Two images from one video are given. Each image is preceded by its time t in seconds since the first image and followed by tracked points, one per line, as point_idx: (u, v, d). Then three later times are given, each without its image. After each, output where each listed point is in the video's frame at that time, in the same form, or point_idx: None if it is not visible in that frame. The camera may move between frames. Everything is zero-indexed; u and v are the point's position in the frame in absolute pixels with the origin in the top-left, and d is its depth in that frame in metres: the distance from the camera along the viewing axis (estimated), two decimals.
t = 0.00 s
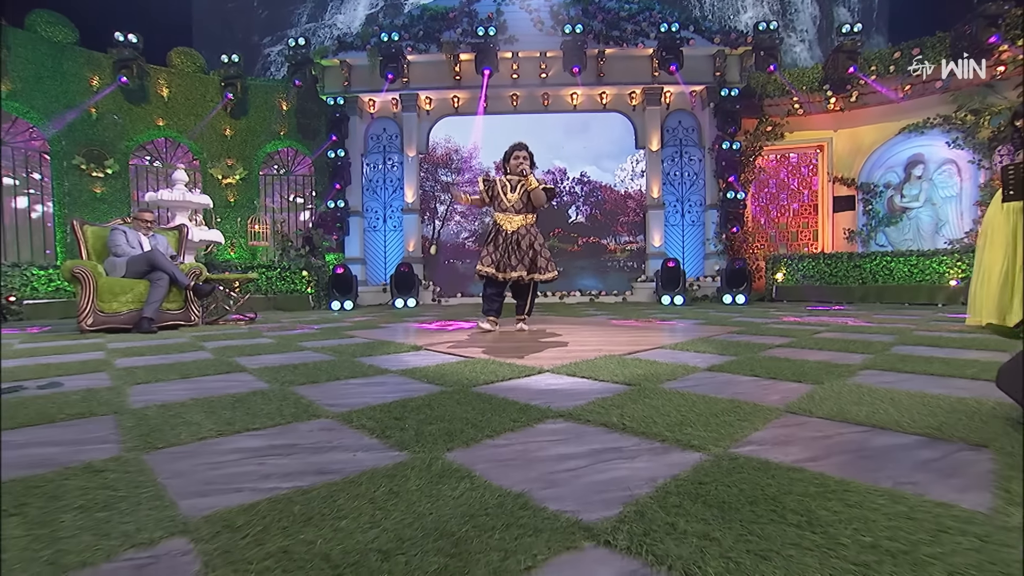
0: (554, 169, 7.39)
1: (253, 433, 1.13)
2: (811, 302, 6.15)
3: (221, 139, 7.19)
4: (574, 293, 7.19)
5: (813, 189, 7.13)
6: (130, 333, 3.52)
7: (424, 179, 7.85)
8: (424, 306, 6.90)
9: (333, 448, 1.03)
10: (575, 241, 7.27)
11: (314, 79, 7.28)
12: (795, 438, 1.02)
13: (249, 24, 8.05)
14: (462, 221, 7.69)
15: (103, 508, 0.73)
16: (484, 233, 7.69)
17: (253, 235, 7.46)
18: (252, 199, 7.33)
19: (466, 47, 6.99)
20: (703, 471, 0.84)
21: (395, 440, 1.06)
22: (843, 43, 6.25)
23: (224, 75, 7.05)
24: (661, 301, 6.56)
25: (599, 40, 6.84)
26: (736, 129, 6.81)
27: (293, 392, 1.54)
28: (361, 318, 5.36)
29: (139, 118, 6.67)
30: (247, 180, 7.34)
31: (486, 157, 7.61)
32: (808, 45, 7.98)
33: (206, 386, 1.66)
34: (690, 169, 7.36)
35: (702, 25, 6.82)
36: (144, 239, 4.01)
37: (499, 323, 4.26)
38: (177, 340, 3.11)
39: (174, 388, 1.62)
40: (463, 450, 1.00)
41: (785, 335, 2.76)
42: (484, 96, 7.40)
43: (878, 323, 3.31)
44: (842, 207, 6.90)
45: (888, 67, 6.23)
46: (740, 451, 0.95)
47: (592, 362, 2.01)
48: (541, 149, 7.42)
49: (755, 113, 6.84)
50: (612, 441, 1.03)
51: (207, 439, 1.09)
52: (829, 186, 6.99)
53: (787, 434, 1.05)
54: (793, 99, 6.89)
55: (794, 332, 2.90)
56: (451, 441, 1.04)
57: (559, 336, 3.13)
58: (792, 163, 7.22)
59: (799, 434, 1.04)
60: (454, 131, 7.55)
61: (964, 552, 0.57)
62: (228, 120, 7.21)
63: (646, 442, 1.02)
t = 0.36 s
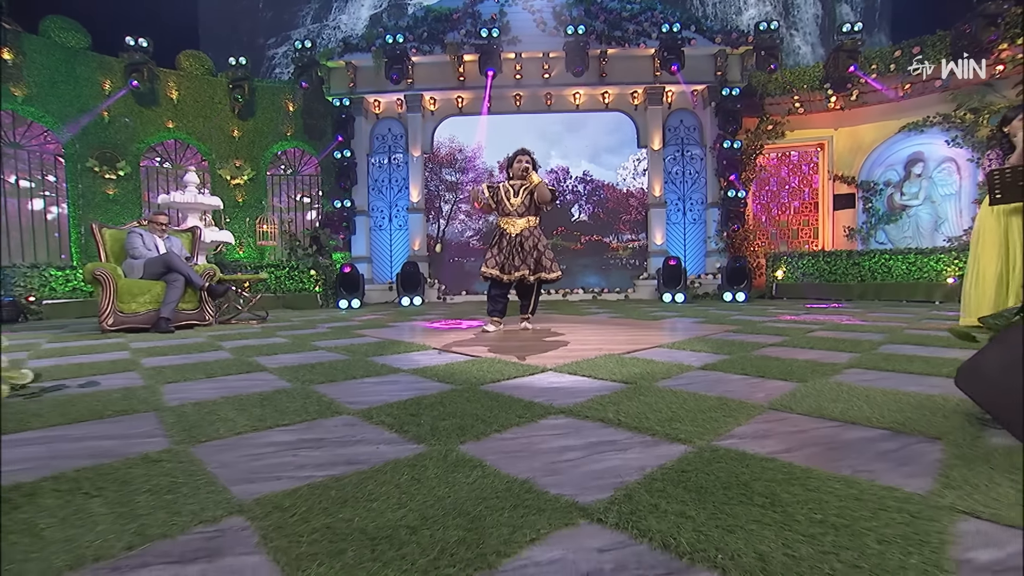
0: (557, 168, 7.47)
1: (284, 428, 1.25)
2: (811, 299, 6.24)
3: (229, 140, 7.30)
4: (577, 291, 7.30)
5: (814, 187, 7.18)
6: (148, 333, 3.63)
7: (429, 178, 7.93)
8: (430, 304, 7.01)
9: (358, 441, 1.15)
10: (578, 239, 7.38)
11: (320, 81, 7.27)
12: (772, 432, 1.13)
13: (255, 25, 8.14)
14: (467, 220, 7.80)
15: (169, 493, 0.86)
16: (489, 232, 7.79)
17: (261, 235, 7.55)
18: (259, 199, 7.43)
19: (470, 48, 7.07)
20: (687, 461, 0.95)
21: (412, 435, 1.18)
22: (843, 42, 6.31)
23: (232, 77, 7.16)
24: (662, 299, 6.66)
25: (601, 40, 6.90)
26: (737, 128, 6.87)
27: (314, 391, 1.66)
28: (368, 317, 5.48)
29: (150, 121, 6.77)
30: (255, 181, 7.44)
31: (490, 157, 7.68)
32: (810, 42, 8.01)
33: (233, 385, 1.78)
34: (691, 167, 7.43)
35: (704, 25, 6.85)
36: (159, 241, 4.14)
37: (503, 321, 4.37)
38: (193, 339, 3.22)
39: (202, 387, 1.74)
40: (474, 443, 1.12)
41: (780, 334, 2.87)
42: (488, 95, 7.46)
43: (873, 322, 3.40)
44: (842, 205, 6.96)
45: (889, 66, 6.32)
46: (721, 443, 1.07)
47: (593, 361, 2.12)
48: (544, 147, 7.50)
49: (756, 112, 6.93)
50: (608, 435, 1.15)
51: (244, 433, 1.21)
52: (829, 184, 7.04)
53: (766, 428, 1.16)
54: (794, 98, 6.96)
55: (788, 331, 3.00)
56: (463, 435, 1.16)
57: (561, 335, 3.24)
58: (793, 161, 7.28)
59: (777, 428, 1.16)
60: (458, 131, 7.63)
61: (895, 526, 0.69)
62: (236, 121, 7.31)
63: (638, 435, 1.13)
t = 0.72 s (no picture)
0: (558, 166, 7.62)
1: (308, 422, 1.38)
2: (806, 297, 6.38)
3: (234, 139, 7.40)
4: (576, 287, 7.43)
5: (811, 186, 7.30)
6: (162, 330, 3.76)
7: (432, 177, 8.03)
8: (432, 301, 7.12)
9: (375, 434, 1.28)
10: (578, 237, 7.53)
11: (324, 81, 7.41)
12: (747, 425, 1.26)
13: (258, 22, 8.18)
14: (468, 218, 7.94)
15: (217, 478, 0.99)
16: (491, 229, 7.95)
17: (266, 234, 7.65)
18: (264, 197, 7.54)
19: (472, 48, 7.16)
20: (668, 451, 1.08)
21: (423, 429, 1.31)
22: (840, 42, 6.39)
23: (236, 77, 7.25)
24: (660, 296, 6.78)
25: (601, 40, 6.98)
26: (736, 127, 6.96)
27: (330, 387, 1.79)
28: (372, 314, 5.60)
29: (156, 120, 6.87)
30: (260, 179, 7.55)
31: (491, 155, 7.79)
32: (809, 40, 8.09)
33: (253, 382, 1.91)
34: (690, 167, 7.51)
35: (702, 25, 6.93)
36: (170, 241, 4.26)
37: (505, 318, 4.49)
38: (207, 337, 3.35)
39: (225, 384, 1.87)
40: (480, 436, 1.25)
41: (771, 333, 2.99)
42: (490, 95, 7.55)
43: (862, 320, 3.53)
44: (839, 204, 7.03)
45: (886, 66, 6.41)
46: (702, 436, 1.19)
47: (590, 359, 2.24)
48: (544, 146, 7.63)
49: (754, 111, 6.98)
50: (602, 428, 1.27)
51: (272, 427, 1.34)
52: (826, 182, 7.15)
53: (743, 422, 1.29)
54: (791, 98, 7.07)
55: (779, 330, 3.12)
56: (469, 428, 1.29)
57: (560, 333, 3.37)
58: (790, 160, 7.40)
59: (752, 422, 1.29)
60: (460, 130, 7.77)
61: (836, 505, 0.81)
62: (240, 121, 7.41)
63: (628, 429, 1.26)
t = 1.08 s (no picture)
0: (553, 165, 7.60)
1: (323, 418, 1.52)
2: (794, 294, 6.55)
3: (232, 138, 7.47)
4: (571, 284, 7.57)
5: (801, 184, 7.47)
6: (170, 329, 3.88)
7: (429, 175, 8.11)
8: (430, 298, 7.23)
9: (385, 428, 1.42)
10: (573, 235, 7.60)
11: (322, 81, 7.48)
12: (719, 419, 1.41)
13: (254, 19, 8.18)
14: (465, 216, 7.85)
15: (249, 468, 1.13)
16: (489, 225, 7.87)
17: (265, 232, 7.75)
18: (263, 195, 7.64)
19: (468, 48, 7.24)
20: (646, 442, 1.22)
21: (427, 424, 1.44)
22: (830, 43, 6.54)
23: (234, 77, 7.32)
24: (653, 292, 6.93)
25: (595, 41, 7.08)
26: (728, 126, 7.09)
27: (339, 386, 1.93)
28: (372, 311, 5.71)
29: (155, 120, 6.95)
30: (258, 178, 7.64)
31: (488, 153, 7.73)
32: (801, 40, 8.21)
33: (267, 380, 2.05)
34: (682, 165, 7.67)
35: (695, 26, 7.04)
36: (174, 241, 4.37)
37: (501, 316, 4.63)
38: (214, 336, 3.47)
39: (241, 383, 2.00)
40: (479, 429, 1.39)
41: (754, 331, 3.14)
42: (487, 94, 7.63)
43: (843, 318, 3.69)
44: (828, 202, 7.22)
45: (873, 67, 6.54)
46: (677, 428, 1.34)
47: (581, 357, 2.39)
48: (540, 144, 7.65)
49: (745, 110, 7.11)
50: (588, 422, 1.42)
51: (290, 422, 1.48)
52: (815, 181, 7.30)
53: (715, 416, 1.43)
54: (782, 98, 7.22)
55: (762, 328, 3.27)
56: (470, 423, 1.43)
57: (555, 331, 3.52)
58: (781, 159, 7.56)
59: (724, 416, 1.43)
60: (456, 129, 7.74)
61: (783, 486, 0.96)
62: (239, 120, 7.48)
63: (612, 423, 1.40)
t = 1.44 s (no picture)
0: (549, 163, 7.74)
1: (335, 414, 1.67)
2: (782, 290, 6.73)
3: (231, 137, 7.55)
4: (566, 281, 7.73)
5: (790, 182, 7.63)
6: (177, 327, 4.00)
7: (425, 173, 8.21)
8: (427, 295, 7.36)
9: (392, 423, 1.56)
10: (567, 231, 7.79)
11: (319, 80, 7.56)
12: (694, 413, 1.56)
13: (250, 17, 8.22)
14: (462, 213, 7.97)
15: (275, 458, 1.27)
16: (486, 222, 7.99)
17: (264, 229, 7.85)
18: (261, 193, 7.74)
19: (464, 48, 7.33)
20: (626, 434, 1.38)
21: (431, 419, 1.59)
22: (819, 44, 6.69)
23: (232, 75, 7.40)
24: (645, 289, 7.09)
25: (590, 41, 7.19)
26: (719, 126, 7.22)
27: (347, 383, 2.07)
28: (370, 308, 5.83)
29: (154, 119, 7.01)
30: (257, 175, 7.72)
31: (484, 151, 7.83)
32: (793, 41, 8.33)
33: (279, 378, 2.19)
34: (675, 163, 7.78)
35: (687, 27, 7.17)
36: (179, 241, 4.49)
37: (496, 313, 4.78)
38: (220, 334, 3.60)
39: (254, 381, 2.14)
40: (478, 423, 1.54)
41: (738, 329, 3.30)
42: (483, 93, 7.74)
43: (824, 315, 3.86)
44: (816, 200, 7.39)
45: (861, 67, 6.72)
46: (656, 422, 1.49)
47: (573, 355, 2.54)
48: (535, 143, 7.76)
49: (736, 109, 7.25)
50: (577, 417, 1.57)
51: (305, 418, 1.62)
52: (804, 179, 7.46)
53: (691, 411, 1.59)
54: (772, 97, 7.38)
55: (746, 326, 3.44)
56: (469, 418, 1.58)
57: (548, 329, 3.67)
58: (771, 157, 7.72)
59: (699, 411, 1.59)
60: (453, 128, 7.84)
61: (741, 472, 1.11)
62: (237, 118, 7.56)
63: (597, 417, 1.56)
